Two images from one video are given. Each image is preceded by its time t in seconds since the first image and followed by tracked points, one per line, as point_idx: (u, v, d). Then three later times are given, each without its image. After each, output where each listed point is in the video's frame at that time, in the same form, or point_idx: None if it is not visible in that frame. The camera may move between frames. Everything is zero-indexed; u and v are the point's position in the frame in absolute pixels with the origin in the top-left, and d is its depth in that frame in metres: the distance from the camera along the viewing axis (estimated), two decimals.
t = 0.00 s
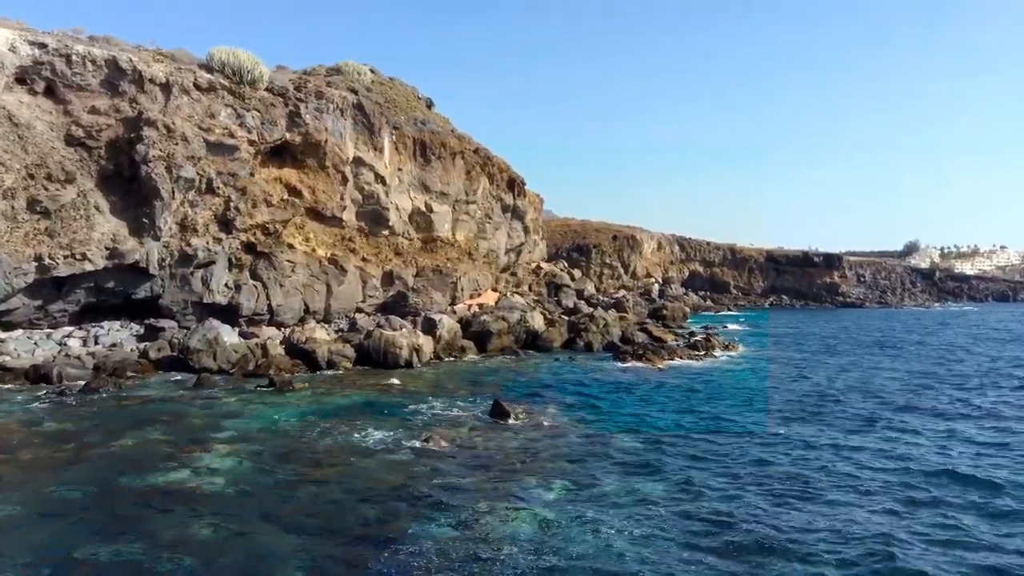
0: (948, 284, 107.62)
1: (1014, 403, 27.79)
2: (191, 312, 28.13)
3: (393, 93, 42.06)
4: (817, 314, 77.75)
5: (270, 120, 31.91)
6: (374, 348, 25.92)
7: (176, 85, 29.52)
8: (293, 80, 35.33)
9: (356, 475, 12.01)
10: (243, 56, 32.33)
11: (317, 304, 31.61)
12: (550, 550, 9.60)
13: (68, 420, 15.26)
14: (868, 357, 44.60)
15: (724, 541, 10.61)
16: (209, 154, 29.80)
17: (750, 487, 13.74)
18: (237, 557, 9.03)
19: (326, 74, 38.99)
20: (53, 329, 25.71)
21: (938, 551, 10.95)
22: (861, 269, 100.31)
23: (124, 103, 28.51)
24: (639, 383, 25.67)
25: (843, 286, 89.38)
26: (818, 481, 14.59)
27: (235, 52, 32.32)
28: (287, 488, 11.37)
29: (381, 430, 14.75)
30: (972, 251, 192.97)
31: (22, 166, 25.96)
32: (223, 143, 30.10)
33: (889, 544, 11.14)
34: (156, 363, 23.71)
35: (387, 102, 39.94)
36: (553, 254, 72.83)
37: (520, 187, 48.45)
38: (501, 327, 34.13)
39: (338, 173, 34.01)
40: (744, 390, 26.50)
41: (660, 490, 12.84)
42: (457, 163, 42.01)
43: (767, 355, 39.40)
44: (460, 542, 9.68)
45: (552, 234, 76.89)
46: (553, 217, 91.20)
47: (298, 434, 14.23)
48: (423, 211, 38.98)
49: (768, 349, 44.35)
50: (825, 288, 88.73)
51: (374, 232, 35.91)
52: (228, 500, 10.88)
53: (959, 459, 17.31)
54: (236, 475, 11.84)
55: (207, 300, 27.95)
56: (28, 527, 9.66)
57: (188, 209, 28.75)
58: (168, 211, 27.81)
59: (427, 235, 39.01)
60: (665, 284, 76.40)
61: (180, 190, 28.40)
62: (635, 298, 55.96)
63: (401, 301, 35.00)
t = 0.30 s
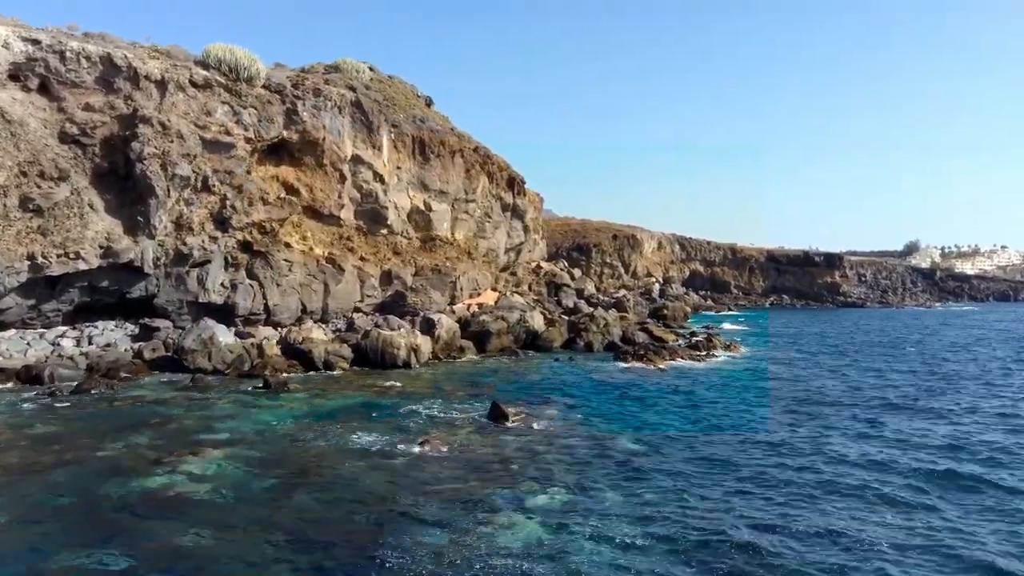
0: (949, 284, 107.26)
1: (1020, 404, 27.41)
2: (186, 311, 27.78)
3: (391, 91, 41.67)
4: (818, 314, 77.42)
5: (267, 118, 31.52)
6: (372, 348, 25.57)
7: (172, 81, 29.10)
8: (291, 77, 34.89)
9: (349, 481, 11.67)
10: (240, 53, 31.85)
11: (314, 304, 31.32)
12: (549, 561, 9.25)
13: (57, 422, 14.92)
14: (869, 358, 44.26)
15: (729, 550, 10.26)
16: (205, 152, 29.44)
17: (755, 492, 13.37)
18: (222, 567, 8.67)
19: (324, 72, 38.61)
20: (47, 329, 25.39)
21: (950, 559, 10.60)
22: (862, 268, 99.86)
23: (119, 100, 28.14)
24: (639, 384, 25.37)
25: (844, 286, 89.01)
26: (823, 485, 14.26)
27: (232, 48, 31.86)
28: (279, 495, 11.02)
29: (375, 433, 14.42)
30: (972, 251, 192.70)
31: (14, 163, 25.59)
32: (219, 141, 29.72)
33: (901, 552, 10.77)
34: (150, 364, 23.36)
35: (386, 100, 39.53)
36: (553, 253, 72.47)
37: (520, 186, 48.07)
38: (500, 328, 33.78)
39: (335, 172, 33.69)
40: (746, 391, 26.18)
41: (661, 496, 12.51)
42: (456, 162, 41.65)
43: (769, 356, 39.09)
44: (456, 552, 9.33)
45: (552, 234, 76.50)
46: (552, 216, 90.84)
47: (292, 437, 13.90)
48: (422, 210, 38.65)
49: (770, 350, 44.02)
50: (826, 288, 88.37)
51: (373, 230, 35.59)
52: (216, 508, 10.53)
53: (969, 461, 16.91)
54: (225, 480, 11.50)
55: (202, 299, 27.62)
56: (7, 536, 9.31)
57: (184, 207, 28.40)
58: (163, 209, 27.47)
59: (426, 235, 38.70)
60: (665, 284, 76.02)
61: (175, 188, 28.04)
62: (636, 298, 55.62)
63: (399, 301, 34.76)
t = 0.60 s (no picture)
0: (949, 284, 106.85)
1: None
2: (181, 310, 27.45)
3: (390, 89, 41.28)
4: (819, 314, 77.10)
5: (264, 115, 31.01)
6: (369, 348, 25.22)
7: (168, 78, 28.68)
8: (288, 75, 34.50)
9: (341, 488, 11.30)
10: (236, 50, 31.29)
11: (311, 303, 31.01)
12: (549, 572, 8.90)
13: (46, 424, 14.59)
14: (871, 359, 43.93)
15: (735, 560, 9.91)
16: (201, 150, 29.07)
17: (761, 498, 13.01)
18: None
19: (322, 70, 38.22)
20: (40, 329, 25.08)
21: (963, 569, 10.25)
22: (863, 268, 99.42)
23: (114, 97, 27.76)
24: (640, 385, 25.06)
25: (845, 286, 88.66)
26: (830, 490, 13.90)
27: (228, 45, 31.25)
28: (269, 503, 10.66)
29: (370, 437, 14.06)
30: (973, 251, 192.26)
31: (7, 161, 25.22)
32: (215, 138, 29.30)
33: (912, 561, 10.43)
34: (144, 364, 23.04)
35: (384, 98, 39.11)
36: (553, 253, 72.08)
37: (520, 185, 47.74)
38: (499, 328, 33.45)
39: (333, 170, 33.35)
40: (747, 392, 25.89)
41: (664, 502, 12.12)
42: (455, 160, 41.32)
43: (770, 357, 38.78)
44: (451, 563, 8.96)
45: (552, 233, 76.08)
46: (553, 216, 90.42)
47: (284, 441, 13.55)
48: (421, 208, 38.30)
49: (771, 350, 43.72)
50: (827, 288, 88.04)
51: (371, 229, 35.26)
52: (204, 515, 10.18)
53: (977, 464, 16.56)
54: (213, 487, 11.14)
55: (198, 299, 27.30)
56: None
57: (179, 205, 28.06)
58: (158, 207, 27.18)
59: (425, 234, 38.38)
60: (666, 284, 75.65)
61: (170, 186, 27.68)
62: (636, 297, 55.30)
63: (397, 300, 34.30)
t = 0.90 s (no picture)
0: (951, 284, 106.46)
1: None
2: (177, 311, 27.10)
3: (389, 87, 40.87)
4: (820, 314, 76.77)
5: (261, 114, 30.48)
6: (367, 349, 24.85)
7: (163, 76, 28.22)
8: (286, 73, 34.09)
9: (333, 496, 10.92)
10: (232, 48, 30.83)
11: (309, 303, 30.69)
12: None
13: (34, 427, 14.26)
14: (872, 359, 43.61)
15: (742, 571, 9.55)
16: (197, 148, 28.68)
17: (767, 505, 12.65)
18: None
19: (320, 68, 37.85)
20: (33, 330, 24.81)
21: None
22: (864, 268, 99.05)
23: (108, 95, 27.27)
24: (641, 387, 24.72)
25: (846, 286, 88.30)
26: (836, 497, 13.54)
27: (224, 43, 30.82)
28: (258, 510, 10.30)
29: (366, 442, 13.70)
30: (974, 251, 191.81)
31: None
32: (211, 137, 28.86)
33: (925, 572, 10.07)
34: (138, 365, 22.70)
35: (384, 96, 38.68)
36: (553, 253, 71.66)
37: (520, 184, 47.38)
38: (499, 328, 33.09)
39: (331, 169, 32.98)
40: (750, 394, 25.56)
41: (667, 510, 11.75)
42: (454, 159, 40.96)
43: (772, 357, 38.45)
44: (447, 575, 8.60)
45: (552, 233, 75.67)
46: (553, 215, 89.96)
47: (277, 446, 13.20)
48: (420, 208, 37.94)
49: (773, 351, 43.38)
50: (828, 287, 87.69)
51: (369, 229, 34.92)
52: (192, 524, 9.82)
53: (986, 468, 16.21)
54: (201, 494, 10.78)
55: (193, 299, 26.94)
56: None
57: (174, 204, 27.70)
58: (152, 207, 26.93)
59: (424, 233, 38.04)
60: (666, 284, 75.26)
61: (165, 185, 27.36)
62: (637, 297, 54.97)
63: (394, 301, 33.95)
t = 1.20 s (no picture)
0: (951, 284, 106.13)
1: None
2: (171, 311, 26.75)
3: (387, 85, 40.49)
4: (821, 314, 76.48)
5: (257, 111, 30.17)
6: (364, 350, 24.53)
7: (158, 73, 27.84)
8: (283, 71, 33.72)
9: (325, 503, 10.56)
10: (229, 44, 30.46)
11: (306, 303, 30.36)
12: None
13: (21, 431, 13.89)
14: (874, 360, 43.30)
15: None
16: (192, 146, 28.33)
17: (772, 511, 12.30)
18: None
19: (318, 65, 37.48)
20: (26, 330, 24.47)
21: None
22: (865, 267, 98.81)
23: (103, 92, 26.87)
24: (642, 389, 24.38)
25: (846, 286, 88.01)
26: (844, 503, 13.18)
27: (220, 40, 30.47)
28: (248, 518, 9.94)
29: (361, 446, 13.37)
30: (974, 251, 191.53)
31: None
32: (207, 135, 28.53)
33: None
34: (131, 366, 22.35)
35: (382, 94, 38.29)
36: (553, 253, 71.27)
37: (520, 182, 47.04)
38: (498, 328, 32.74)
39: (329, 167, 32.65)
40: (753, 396, 25.23)
41: (671, 518, 11.38)
42: (453, 158, 40.62)
43: (774, 358, 38.12)
44: None
45: (552, 233, 75.24)
46: (553, 214, 89.55)
47: (269, 450, 12.86)
48: (418, 207, 37.59)
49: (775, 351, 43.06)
50: (829, 287, 87.42)
51: (367, 228, 34.61)
52: (179, 532, 9.47)
53: (995, 471, 15.88)
54: (189, 501, 10.42)
55: (188, 299, 26.58)
56: None
57: (169, 203, 27.34)
58: (147, 206, 26.58)
59: (422, 233, 37.70)
60: (667, 284, 74.91)
61: (160, 183, 27.00)
62: (637, 297, 54.64)
63: (393, 301, 33.57)
